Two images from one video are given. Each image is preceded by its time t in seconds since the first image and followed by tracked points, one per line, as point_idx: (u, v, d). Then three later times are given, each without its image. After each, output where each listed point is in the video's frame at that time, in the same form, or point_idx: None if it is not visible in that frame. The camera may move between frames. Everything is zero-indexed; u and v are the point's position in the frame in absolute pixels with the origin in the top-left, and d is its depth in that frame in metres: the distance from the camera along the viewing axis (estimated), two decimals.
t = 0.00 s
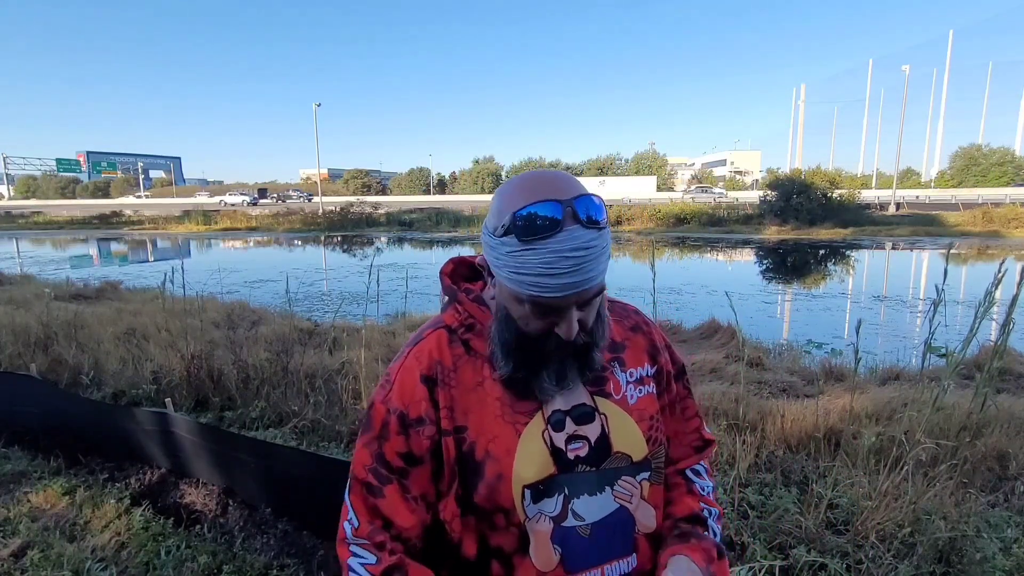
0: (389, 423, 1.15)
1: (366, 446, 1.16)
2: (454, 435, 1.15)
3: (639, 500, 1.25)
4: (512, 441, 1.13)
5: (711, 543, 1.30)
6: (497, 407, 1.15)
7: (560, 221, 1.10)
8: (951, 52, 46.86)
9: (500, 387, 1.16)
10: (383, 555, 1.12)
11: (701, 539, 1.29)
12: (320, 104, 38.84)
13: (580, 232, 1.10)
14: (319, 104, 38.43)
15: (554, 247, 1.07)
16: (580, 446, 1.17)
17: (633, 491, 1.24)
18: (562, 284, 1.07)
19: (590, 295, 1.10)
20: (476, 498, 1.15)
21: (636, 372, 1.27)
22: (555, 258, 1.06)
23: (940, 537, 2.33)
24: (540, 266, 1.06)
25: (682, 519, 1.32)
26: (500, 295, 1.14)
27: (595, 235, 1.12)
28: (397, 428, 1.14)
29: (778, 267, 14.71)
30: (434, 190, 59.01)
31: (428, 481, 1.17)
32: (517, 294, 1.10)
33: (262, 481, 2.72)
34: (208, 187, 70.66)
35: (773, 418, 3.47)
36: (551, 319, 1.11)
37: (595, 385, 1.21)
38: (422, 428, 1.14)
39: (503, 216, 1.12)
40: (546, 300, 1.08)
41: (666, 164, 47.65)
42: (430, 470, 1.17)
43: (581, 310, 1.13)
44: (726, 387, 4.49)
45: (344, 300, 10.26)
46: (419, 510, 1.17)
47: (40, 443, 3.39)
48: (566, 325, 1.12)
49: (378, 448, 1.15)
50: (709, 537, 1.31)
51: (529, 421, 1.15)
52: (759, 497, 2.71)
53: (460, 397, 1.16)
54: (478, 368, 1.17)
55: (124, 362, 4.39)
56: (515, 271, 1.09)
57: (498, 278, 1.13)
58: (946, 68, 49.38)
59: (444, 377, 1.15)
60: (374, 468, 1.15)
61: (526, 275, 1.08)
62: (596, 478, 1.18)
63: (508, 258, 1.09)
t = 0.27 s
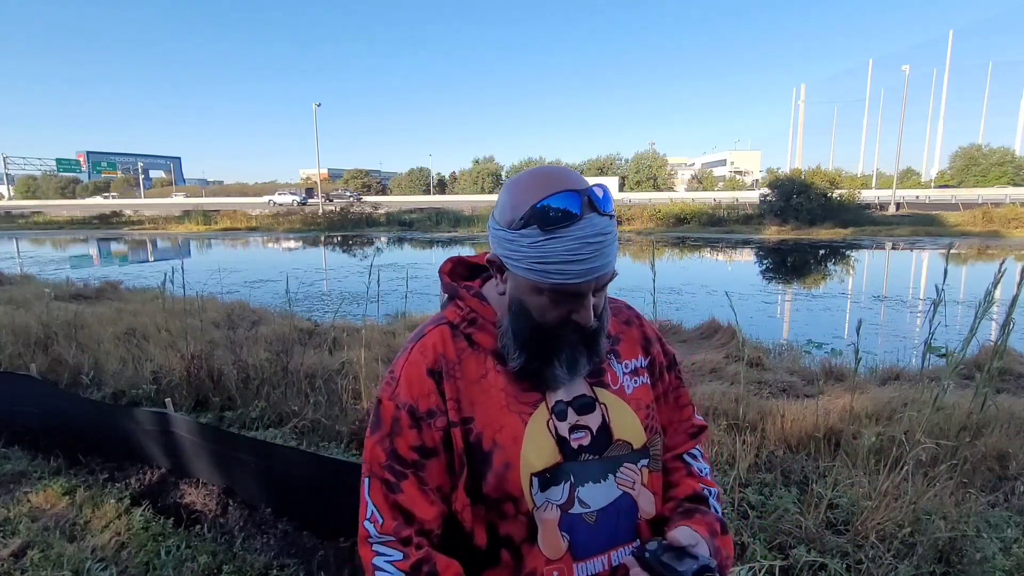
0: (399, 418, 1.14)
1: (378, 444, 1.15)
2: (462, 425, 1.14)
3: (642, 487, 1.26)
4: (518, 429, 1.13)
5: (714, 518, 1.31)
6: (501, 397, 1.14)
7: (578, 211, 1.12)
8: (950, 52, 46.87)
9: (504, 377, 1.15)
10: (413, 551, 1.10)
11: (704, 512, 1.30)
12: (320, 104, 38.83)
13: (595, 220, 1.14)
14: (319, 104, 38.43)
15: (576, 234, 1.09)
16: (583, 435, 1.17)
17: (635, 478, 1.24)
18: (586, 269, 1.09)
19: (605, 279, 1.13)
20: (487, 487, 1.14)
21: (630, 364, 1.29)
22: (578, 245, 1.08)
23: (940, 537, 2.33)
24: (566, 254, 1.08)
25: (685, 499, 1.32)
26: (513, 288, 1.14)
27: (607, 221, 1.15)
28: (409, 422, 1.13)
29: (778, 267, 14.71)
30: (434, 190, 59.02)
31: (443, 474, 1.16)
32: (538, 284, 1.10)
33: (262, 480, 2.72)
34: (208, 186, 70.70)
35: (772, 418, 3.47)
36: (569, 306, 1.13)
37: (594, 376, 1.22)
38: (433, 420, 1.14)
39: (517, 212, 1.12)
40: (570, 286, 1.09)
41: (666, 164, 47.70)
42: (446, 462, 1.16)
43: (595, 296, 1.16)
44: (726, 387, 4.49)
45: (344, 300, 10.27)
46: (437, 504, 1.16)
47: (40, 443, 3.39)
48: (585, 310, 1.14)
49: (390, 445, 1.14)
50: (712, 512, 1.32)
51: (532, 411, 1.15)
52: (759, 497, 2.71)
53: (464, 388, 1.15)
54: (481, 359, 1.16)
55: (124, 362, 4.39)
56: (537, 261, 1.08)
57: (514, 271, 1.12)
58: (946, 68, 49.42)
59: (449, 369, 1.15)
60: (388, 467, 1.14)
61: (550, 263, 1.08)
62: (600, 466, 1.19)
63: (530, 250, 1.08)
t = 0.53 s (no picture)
0: (408, 416, 1.13)
1: (387, 443, 1.14)
2: (472, 422, 1.14)
3: (645, 480, 1.27)
4: (528, 426, 1.14)
5: (707, 507, 1.33)
6: (511, 394, 1.14)
7: (597, 214, 1.13)
8: (950, 52, 46.89)
9: (513, 375, 1.15)
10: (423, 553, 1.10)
11: (698, 502, 1.32)
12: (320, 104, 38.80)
13: (613, 225, 1.15)
14: (319, 105, 38.39)
15: (597, 239, 1.10)
16: (589, 430, 1.19)
17: (640, 470, 1.26)
18: (604, 272, 1.10)
19: (619, 281, 1.15)
20: (498, 483, 1.14)
21: (631, 361, 1.31)
22: (599, 248, 1.09)
23: (940, 537, 2.33)
24: (586, 256, 1.08)
25: (680, 491, 1.34)
26: (527, 286, 1.14)
27: (624, 226, 1.16)
28: (418, 421, 1.12)
29: (778, 267, 14.71)
30: (435, 190, 59.01)
31: (453, 471, 1.15)
32: (555, 284, 1.10)
33: (262, 480, 2.72)
34: (208, 186, 70.72)
35: (772, 418, 3.47)
36: (583, 306, 1.13)
37: (598, 372, 1.23)
38: (443, 418, 1.13)
39: (538, 214, 1.11)
40: (587, 288, 1.10)
41: (666, 164, 47.73)
42: (455, 460, 1.15)
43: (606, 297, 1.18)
44: (726, 386, 4.49)
45: (344, 300, 10.27)
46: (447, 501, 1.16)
47: (40, 443, 3.39)
48: (597, 310, 1.15)
49: (400, 444, 1.13)
50: (704, 501, 1.34)
51: (540, 407, 1.15)
52: (759, 497, 2.71)
53: (474, 386, 1.14)
54: (490, 356, 1.16)
55: (124, 362, 4.39)
56: (557, 262, 1.08)
57: (529, 269, 1.12)
58: (946, 68, 49.46)
59: (458, 367, 1.14)
60: (398, 466, 1.13)
61: (572, 265, 1.08)
62: (607, 460, 1.20)
63: (550, 251, 1.08)
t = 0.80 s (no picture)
0: (425, 406, 1.14)
1: (403, 430, 1.15)
2: (488, 416, 1.14)
3: (658, 479, 1.26)
4: (545, 421, 1.13)
5: (715, 508, 1.34)
6: (530, 390, 1.14)
7: (619, 212, 1.13)
8: (950, 52, 46.90)
9: (533, 371, 1.15)
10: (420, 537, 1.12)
11: (706, 504, 1.33)
12: (320, 104, 38.78)
13: (635, 224, 1.15)
14: (319, 104, 38.37)
15: (618, 236, 1.10)
16: (605, 429, 1.18)
17: (653, 470, 1.25)
18: (625, 268, 1.10)
19: (640, 278, 1.14)
20: (511, 477, 1.13)
21: (647, 363, 1.31)
22: (621, 245, 1.09)
23: (940, 537, 2.33)
24: (608, 253, 1.08)
25: (688, 492, 1.35)
26: (548, 284, 1.14)
27: (645, 225, 1.16)
28: (435, 412, 1.14)
29: (778, 267, 14.71)
30: (435, 190, 59.02)
31: (467, 464, 1.16)
32: (576, 278, 1.10)
33: (262, 480, 2.72)
34: (208, 186, 70.74)
35: (772, 418, 3.47)
36: (603, 303, 1.13)
37: (615, 372, 1.23)
38: (458, 411, 1.14)
39: (560, 211, 1.12)
40: (608, 284, 1.10)
41: (666, 164, 47.75)
42: (467, 453, 1.16)
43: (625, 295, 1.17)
44: (726, 386, 4.49)
45: (344, 300, 10.26)
46: (458, 493, 1.16)
47: (39, 443, 3.39)
48: (616, 308, 1.15)
49: (415, 432, 1.15)
50: (712, 503, 1.36)
51: (558, 404, 1.15)
52: (759, 497, 2.71)
53: (494, 381, 1.14)
54: (511, 353, 1.16)
55: (125, 362, 4.39)
56: (580, 259, 1.08)
57: (551, 266, 1.12)
58: (946, 68, 49.50)
59: (479, 361, 1.14)
60: (412, 453, 1.14)
61: (594, 260, 1.08)
62: (622, 459, 1.19)
63: (572, 247, 1.08)
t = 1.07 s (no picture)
0: (458, 393, 1.18)
1: (436, 415, 1.20)
2: (517, 409, 1.16)
3: (684, 482, 1.25)
4: (573, 417, 1.14)
5: (739, 510, 1.30)
6: (560, 386, 1.15)
7: (652, 216, 1.13)
8: (951, 52, 46.86)
9: (565, 370, 1.16)
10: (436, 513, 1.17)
11: (729, 507, 1.29)
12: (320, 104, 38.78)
13: (668, 228, 1.15)
14: (319, 104, 38.37)
15: (650, 238, 1.10)
16: (632, 430, 1.17)
17: (678, 473, 1.23)
18: (655, 270, 1.10)
19: (670, 281, 1.14)
20: (536, 468, 1.15)
21: (680, 368, 1.28)
22: (651, 247, 1.09)
23: (940, 537, 2.33)
24: (638, 253, 1.08)
25: (715, 495, 1.32)
26: (582, 284, 1.14)
27: (678, 229, 1.16)
28: (465, 401, 1.17)
29: (778, 267, 14.71)
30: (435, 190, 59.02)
31: (493, 453, 1.19)
32: (607, 278, 1.10)
33: (262, 480, 2.72)
34: (208, 186, 70.75)
35: (772, 418, 3.47)
36: (633, 304, 1.13)
37: (646, 375, 1.22)
38: (487, 402, 1.16)
39: (594, 215, 1.13)
40: (638, 285, 1.10)
41: (666, 164, 47.75)
42: (492, 442, 1.19)
43: (656, 298, 1.16)
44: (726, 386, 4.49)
45: (344, 300, 10.26)
46: (483, 478, 1.20)
47: (39, 443, 3.39)
48: (646, 309, 1.15)
49: (446, 417, 1.19)
50: (739, 506, 1.31)
51: (587, 402, 1.15)
52: (759, 497, 2.71)
53: (525, 376, 1.16)
54: (544, 351, 1.17)
55: (125, 362, 4.39)
56: (610, 259, 1.09)
57: (584, 265, 1.13)
58: (946, 68, 49.49)
59: (512, 357, 1.16)
60: (441, 437, 1.19)
61: (624, 261, 1.09)
62: (647, 460, 1.18)
63: (604, 248, 1.09)
